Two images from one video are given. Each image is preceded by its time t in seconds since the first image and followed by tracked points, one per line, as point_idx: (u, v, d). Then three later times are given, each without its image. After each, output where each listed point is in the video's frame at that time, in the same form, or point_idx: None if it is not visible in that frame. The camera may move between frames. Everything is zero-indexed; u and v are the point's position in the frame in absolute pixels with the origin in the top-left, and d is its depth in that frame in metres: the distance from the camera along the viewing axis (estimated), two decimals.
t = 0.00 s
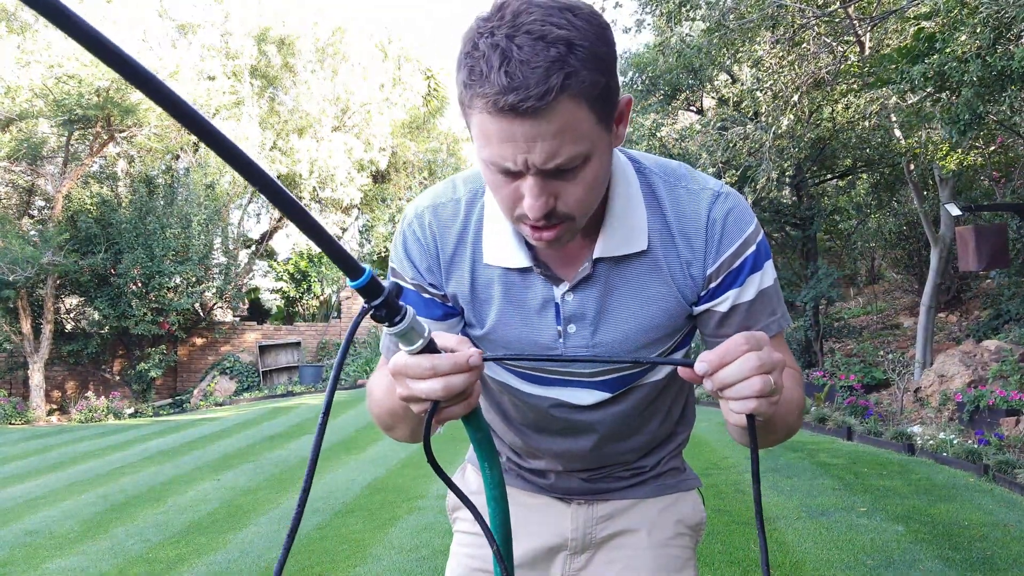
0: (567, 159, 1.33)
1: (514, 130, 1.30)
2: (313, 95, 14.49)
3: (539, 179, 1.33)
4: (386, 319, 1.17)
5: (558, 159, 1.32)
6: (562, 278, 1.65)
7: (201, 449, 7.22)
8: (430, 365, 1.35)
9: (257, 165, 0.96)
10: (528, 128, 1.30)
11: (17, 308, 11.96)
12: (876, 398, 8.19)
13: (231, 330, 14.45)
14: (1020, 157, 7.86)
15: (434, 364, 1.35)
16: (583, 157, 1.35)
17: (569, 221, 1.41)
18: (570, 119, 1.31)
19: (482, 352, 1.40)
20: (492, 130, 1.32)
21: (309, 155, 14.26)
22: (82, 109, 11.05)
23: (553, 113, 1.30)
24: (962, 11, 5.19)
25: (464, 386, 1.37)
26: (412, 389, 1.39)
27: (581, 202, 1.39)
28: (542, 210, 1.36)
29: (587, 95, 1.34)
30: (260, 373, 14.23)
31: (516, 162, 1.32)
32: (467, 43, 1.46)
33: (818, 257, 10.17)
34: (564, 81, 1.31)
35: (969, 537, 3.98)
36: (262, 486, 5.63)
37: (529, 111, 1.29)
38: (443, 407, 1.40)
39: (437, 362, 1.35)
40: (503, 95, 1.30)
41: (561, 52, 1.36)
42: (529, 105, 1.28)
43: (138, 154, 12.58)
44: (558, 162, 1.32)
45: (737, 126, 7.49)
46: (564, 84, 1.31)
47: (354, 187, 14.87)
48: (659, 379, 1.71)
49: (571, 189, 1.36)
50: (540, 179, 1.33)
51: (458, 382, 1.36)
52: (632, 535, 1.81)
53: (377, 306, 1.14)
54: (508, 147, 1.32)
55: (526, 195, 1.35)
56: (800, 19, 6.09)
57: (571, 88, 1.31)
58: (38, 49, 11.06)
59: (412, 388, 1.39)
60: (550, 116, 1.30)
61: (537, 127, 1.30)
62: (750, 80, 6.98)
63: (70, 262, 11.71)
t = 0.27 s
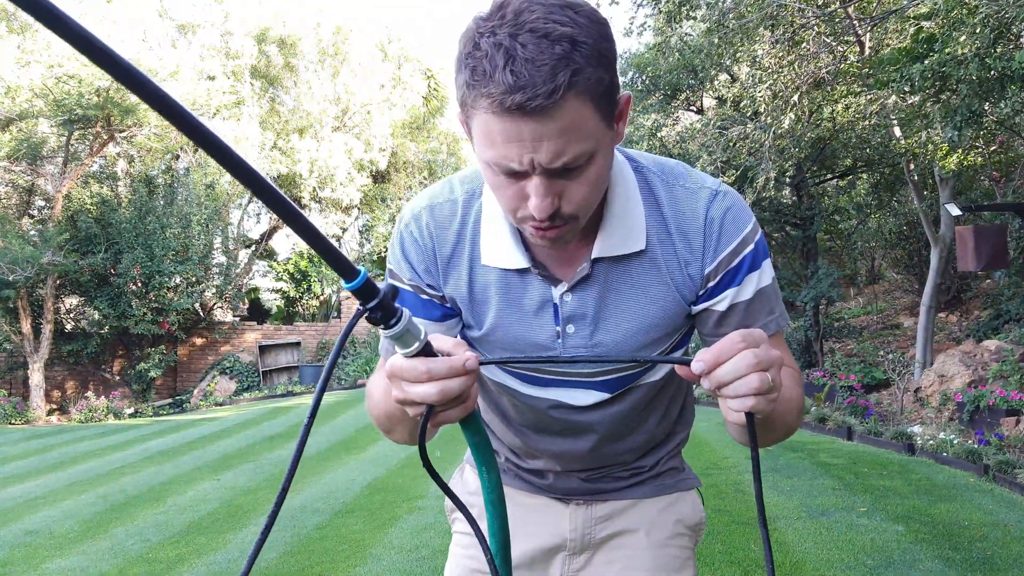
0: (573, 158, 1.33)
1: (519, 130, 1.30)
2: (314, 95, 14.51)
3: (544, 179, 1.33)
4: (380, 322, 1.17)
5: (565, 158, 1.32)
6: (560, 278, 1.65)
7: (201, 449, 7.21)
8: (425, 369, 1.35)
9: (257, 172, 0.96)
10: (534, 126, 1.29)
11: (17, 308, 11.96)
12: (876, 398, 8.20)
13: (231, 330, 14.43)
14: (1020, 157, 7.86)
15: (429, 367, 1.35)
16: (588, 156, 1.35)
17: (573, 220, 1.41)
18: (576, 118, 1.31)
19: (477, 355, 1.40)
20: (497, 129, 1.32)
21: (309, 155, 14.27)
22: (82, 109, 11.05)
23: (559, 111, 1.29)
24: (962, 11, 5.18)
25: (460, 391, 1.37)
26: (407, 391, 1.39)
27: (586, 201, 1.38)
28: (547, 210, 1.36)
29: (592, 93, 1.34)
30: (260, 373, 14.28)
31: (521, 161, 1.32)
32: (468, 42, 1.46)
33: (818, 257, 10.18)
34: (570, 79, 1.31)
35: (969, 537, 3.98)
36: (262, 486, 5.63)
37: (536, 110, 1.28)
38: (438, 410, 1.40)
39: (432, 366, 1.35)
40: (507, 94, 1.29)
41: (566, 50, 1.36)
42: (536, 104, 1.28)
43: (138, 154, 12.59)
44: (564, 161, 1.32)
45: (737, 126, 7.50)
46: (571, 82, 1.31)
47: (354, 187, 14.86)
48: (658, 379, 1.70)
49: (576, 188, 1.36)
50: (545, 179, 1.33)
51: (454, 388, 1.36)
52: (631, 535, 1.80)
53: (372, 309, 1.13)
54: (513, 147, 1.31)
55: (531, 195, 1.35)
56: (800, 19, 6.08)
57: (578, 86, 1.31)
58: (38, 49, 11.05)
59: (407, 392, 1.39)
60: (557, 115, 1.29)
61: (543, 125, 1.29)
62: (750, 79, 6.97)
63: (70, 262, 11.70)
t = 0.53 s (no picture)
0: (571, 157, 1.32)
1: (517, 127, 1.30)
2: (314, 95, 14.51)
3: (541, 178, 1.33)
4: (377, 324, 1.17)
5: (562, 157, 1.32)
6: (558, 279, 1.65)
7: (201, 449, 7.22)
8: (422, 373, 1.35)
9: (253, 173, 0.97)
10: (532, 124, 1.29)
11: (17, 308, 11.95)
12: (876, 398, 8.20)
13: (231, 330, 14.41)
14: (1020, 157, 7.86)
15: (426, 371, 1.35)
16: (585, 156, 1.35)
17: (569, 221, 1.41)
18: (575, 115, 1.31)
19: (475, 359, 1.40)
20: (494, 126, 1.32)
21: (310, 155, 14.27)
22: (82, 109, 11.04)
23: (557, 109, 1.29)
24: (962, 11, 5.19)
25: (457, 395, 1.36)
26: (404, 394, 1.39)
27: (582, 200, 1.38)
28: (543, 209, 1.36)
29: (590, 91, 1.34)
30: (260, 373, 14.28)
31: (518, 159, 1.31)
32: (467, 37, 1.45)
33: (818, 257, 10.19)
34: (568, 77, 1.31)
35: (969, 537, 3.98)
36: (262, 486, 5.63)
37: (534, 107, 1.28)
38: (435, 413, 1.40)
39: (430, 369, 1.35)
40: (505, 90, 1.29)
41: (565, 48, 1.36)
42: (534, 101, 1.28)
43: (138, 154, 12.60)
44: (561, 160, 1.32)
45: (737, 126, 7.51)
46: (570, 79, 1.31)
47: (355, 187, 14.87)
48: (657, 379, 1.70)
49: (572, 187, 1.36)
50: (543, 177, 1.33)
51: (451, 392, 1.35)
52: (631, 536, 1.80)
53: (367, 310, 1.13)
54: (510, 144, 1.31)
55: (528, 194, 1.35)
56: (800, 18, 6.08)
57: (576, 84, 1.31)
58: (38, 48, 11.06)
59: (404, 394, 1.39)
60: (556, 112, 1.29)
61: (542, 124, 1.29)
62: (749, 79, 6.98)
63: (70, 262, 11.69)
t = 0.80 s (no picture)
0: (572, 152, 1.33)
1: (519, 123, 1.31)
2: (314, 95, 14.52)
3: (543, 174, 1.34)
4: (376, 324, 1.17)
5: (564, 152, 1.32)
6: (557, 279, 1.65)
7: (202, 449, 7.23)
8: (421, 374, 1.36)
9: (249, 175, 0.94)
10: (534, 118, 1.30)
11: (17, 308, 11.97)
12: (876, 398, 8.21)
13: (231, 330, 14.42)
14: (1020, 157, 7.87)
15: (425, 373, 1.36)
16: (587, 152, 1.36)
17: (570, 217, 1.42)
18: (577, 110, 1.32)
19: (474, 359, 1.41)
20: (496, 122, 1.33)
21: (310, 155, 14.30)
22: (82, 109, 11.05)
23: (559, 104, 1.30)
24: (962, 12, 5.20)
25: (456, 396, 1.37)
26: (403, 396, 1.40)
27: (584, 196, 1.39)
28: (545, 206, 1.36)
29: (591, 86, 1.35)
30: (261, 373, 14.29)
31: (520, 155, 1.32)
32: (466, 34, 1.47)
33: (817, 257, 10.20)
34: (569, 71, 1.32)
35: (968, 537, 3.99)
36: (263, 485, 5.64)
37: (536, 101, 1.29)
38: (435, 414, 1.41)
39: (429, 371, 1.36)
40: (507, 85, 1.30)
41: (566, 43, 1.37)
42: (537, 95, 1.29)
43: (138, 154, 12.62)
44: (563, 155, 1.33)
45: (736, 126, 7.53)
46: (571, 73, 1.32)
47: (355, 187, 14.89)
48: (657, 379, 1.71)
49: (573, 184, 1.37)
50: (544, 173, 1.34)
51: (450, 393, 1.36)
52: (630, 536, 1.81)
53: (366, 311, 1.13)
54: (512, 140, 1.32)
55: (529, 191, 1.36)
56: (799, 19, 6.08)
57: (578, 78, 1.32)
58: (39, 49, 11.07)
59: (403, 396, 1.40)
60: (558, 107, 1.30)
61: (544, 118, 1.30)
62: (749, 79, 6.99)
63: (70, 262, 11.71)
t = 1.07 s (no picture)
0: (577, 147, 1.32)
1: (523, 118, 1.30)
2: (313, 95, 14.47)
3: (548, 170, 1.32)
4: (374, 326, 1.15)
5: (568, 147, 1.31)
6: (557, 279, 1.64)
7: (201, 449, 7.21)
8: (420, 376, 1.34)
9: (247, 178, 0.93)
10: (539, 113, 1.29)
11: (17, 308, 11.95)
12: (876, 398, 8.20)
13: (231, 330, 14.41)
14: (1020, 157, 7.86)
15: (424, 375, 1.34)
16: (592, 148, 1.34)
17: (574, 215, 1.40)
18: (582, 105, 1.31)
19: (472, 361, 1.39)
20: (500, 118, 1.31)
21: (310, 155, 14.29)
22: (82, 109, 11.03)
23: (565, 98, 1.29)
24: (962, 12, 5.19)
25: (456, 399, 1.36)
26: (402, 398, 1.38)
27: (590, 192, 1.38)
28: (549, 203, 1.35)
29: (596, 81, 1.34)
30: (260, 373, 14.27)
31: (524, 151, 1.31)
32: (467, 31, 1.46)
33: (818, 257, 10.19)
34: (574, 65, 1.31)
35: (970, 538, 3.98)
36: (262, 486, 5.63)
37: (542, 96, 1.28)
38: (434, 416, 1.40)
39: (428, 373, 1.34)
40: (511, 80, 1.29)
41: (570, 37, 1.36)
42: (542, 89, 1.27)
43: (137, 154, 12.61)
44: (568, 150, 1.31)
45: (736, 125, 7.52)
46: (576, 67, 1.31)
47: (354, 187, 14.88)
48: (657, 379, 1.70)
49: (578, 179, 1.35)
50: (549, 170, 1.32)
51: (449, 396, 1.35)
52: (630, 536, 1.80)
53: (364, 313, 1.11)
54: (516, 136, 1.31)
55: (533, 188, 1.34)
56: (800, 19, 6.07)
57: (582, 73, 1.31)
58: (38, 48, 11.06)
59: (402, 398, 1.38)
60: (563, 101, 1.29)
61: (549, 113, 1.29)
62: (750, 79, 6.98)
63: (69, 262, 11.69)
